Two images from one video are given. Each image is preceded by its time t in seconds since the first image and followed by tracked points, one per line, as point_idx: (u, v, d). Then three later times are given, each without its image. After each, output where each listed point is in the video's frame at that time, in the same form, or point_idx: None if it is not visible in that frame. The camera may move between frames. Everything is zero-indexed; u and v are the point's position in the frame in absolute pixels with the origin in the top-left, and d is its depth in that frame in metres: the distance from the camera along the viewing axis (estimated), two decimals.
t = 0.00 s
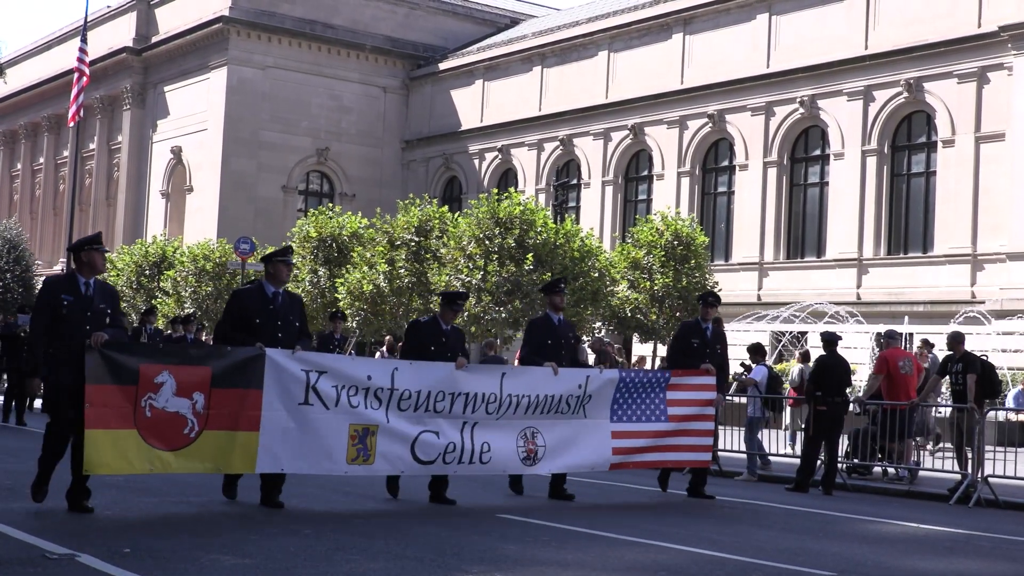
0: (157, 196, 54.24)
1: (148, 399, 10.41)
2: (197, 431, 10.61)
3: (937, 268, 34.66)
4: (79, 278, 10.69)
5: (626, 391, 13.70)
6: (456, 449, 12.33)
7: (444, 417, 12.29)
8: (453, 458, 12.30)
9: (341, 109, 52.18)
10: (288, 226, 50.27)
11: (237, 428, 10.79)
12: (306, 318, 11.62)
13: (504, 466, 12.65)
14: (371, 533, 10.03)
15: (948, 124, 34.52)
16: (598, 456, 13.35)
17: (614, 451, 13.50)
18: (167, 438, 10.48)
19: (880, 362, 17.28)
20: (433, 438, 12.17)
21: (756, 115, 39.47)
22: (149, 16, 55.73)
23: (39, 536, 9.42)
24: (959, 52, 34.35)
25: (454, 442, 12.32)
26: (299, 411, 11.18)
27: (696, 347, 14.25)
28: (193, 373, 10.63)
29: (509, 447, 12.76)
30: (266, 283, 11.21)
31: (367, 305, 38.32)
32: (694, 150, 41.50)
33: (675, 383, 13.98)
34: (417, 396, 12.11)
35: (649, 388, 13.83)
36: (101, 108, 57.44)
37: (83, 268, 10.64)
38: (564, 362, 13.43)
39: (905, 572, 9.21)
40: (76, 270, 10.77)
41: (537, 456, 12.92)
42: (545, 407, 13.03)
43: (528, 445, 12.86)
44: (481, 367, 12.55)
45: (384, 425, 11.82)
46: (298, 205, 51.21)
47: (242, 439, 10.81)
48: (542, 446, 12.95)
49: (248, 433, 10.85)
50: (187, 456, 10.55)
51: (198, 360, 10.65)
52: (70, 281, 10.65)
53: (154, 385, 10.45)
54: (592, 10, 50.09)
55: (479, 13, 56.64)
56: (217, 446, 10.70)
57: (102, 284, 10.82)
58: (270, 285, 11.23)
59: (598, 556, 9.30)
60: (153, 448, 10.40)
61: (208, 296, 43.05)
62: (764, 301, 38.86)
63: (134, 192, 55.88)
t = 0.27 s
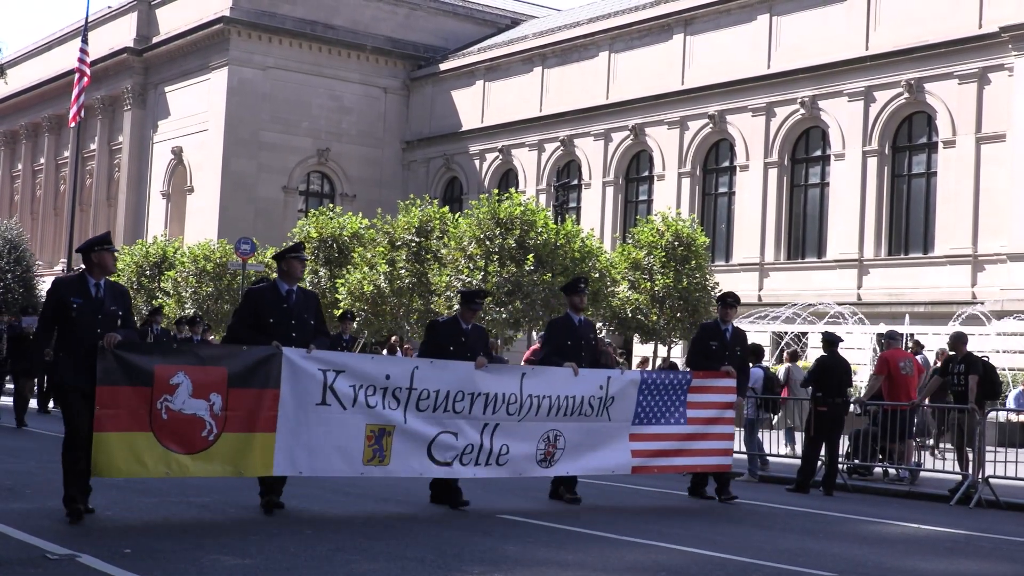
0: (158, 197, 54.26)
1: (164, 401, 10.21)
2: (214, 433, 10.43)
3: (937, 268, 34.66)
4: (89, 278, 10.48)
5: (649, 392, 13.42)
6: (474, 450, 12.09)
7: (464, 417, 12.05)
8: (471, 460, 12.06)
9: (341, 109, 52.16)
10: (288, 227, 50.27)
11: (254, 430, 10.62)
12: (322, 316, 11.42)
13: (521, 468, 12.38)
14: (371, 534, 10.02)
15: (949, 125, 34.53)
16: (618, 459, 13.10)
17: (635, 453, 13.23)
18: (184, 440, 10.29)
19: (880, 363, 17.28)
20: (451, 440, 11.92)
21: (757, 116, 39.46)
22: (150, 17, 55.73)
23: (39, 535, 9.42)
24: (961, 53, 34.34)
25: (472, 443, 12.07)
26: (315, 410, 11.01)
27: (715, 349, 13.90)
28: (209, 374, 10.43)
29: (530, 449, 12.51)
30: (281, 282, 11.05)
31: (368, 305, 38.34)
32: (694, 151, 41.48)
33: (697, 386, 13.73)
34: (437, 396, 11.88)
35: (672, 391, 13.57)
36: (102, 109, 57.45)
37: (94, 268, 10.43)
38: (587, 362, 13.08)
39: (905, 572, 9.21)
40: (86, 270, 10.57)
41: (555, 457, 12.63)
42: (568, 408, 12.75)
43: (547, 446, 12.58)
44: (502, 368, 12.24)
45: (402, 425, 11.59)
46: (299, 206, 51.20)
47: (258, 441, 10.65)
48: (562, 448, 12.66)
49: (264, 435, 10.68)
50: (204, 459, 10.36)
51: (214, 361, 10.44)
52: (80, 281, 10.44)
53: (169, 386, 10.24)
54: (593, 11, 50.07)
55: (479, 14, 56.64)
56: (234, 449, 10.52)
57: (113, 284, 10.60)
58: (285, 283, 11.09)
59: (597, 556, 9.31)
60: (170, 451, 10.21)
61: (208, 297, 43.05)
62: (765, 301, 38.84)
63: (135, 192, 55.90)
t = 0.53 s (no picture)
0: (158, 197, 54.28)
1: (178, 403, 10.05)
2: (230, 437, 10.27)
3: (937, 269, 34.66)
4: (92, 276, 10.20)
5: (669, 396, 13.33)
6: (496, 455, 11.96)
7: (484, 421, 11.91)
8: (492, 465, 11.93)
9: (341, 109, 52.16)
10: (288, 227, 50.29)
11: (271, 434, 10.46)
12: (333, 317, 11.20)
13: (544, 473, 12.25)
14: (371, 535, 10.04)
15: (949, 126, 34.54)
16: (639, 463, 13.04)
17: (657, 455, 13.18)
18: (198, 443, 10.12)
19: (880, 364, 17.28)
20: (472, 445, 11.78)
21: (757, 117, 39.45)
22: (150, 17, 55.73)
23: (39, 535, 9.45)
24: (962, 54, 34.32)
25: (493, 448, 11.93)
26: (335, 415, 10.86)
27: (734, 349, 13.67)
28: (224, 376, 10.25)
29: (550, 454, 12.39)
30: (294, 282, 10.83)
31: (368, 306, 38.40)
32: (695, 152, 41.48)
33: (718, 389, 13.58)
34: (457, 401, 11.74)
35: (692, 393, 13.45)
36: (102, 109, 57.46)
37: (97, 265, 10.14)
38: (606, 365, 12.96)
39: (904, 572, 9.24)
40: (87, 267, 10.25)
41: (578, 462, 12.56)
42: (588, 412, 12.67)
43: (570, 451, 12.51)
44: (524, 371, 12.14)
45: (423, 430, 11.45)
46: (299, 206, 51.21)
47: (276, 446, 10.47)
48: (585, 452, 12.60)
49: (282, 440, 10.52)
50: (219, 463, 10.19)
51: (230, 363, 10.28)
52: (83, 279, 10.17)
53: (184, 388, 10.08)
54: (593, 12, 50.08)
55: (480, 14, 56.64)
56: (250, 453, 10.36)
57: (117, 280, 10.37)
58: (296, 284, 10.85)
59: (597, 557, 9.33)
60: (183, 454, 10.05)
61: (209, 297, 43.08)
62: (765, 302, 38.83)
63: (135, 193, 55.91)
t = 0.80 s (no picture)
0: (159, 198, 54.27)
1: (194, 403, 9.74)
2: (247, 437, 9.97)
3: (938, 269, 34.65)
4: (100, 274, 9.90)
5: (696, 394, 12.96)
6: (519, 456, 11.63)
7: (506, 421, 11.57)
8: (517, 466, 11.59)
9: (342, 110, 52.14)
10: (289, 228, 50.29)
11: (289, 435, 10.16)
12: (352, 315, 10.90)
13: (568, 474, 11.92)
14: (372, 535, 10.02)
15: (949, 127, 34.54)
16: (664, 463, 12.67)
17: (681, 457, 12.82)
18: (215, 444, 9.81)
19: (880, 365, 17.28)
20: (494, 445, 11.45)
21: (758, 117, 39.44)
22: (151, 17, 55.72)
23: (39, 536, 9.45)
24: (962, 54, 34.32)
25: (515, 449, 11.60)
26: (354, 414, 10.57)
27: (756, 349, 13.31)
28: (240, 375, 9.96)
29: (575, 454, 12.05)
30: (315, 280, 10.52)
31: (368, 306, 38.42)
32: (695, 152, 41.47)
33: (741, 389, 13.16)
34: (478, 399, 11.42)
35: (715, 394, 13.05)
36: (103, 110, 57.46)
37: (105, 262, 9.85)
38: (630, 363, 12.54)
39: (903, 572, 9.24)
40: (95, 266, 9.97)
41: (602, 463, 12.20)
42: (613, 410, 12.32)
43: (594, 451, 12.15)
44: (546, 368, 11.82)
45: (443, 430, 11.13)
46: (299, 207, 51.21)
47: (294, 447, 10.19)
48: (609, 454, 12.24)
49: (300, 441, 10.23)
50: (236, 464, 9.88)
51: (246, 362, 9.98)
52: (91, 278, 9.84)
53: (199, 388, 9.77)
54: (593, 13, 50.09)
55: (480, 15, 56.65)
56: (268, 454, 10.05)
57: (125, 278, 10.07)
58: (315, 281, 10.54)
59: (599, 557, 9.32)
60: (199, 456, 9.72)
61: (209, 298, 43.14)
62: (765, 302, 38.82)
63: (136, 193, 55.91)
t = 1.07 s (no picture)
0: (160, 198, 54.28)
1: (213, 410, 9.54)
2: (266, 445, 9.75)
3: (939, 269, 34.64)
4: (123, 277, 9.78)
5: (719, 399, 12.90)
6: (544, 463, 11.50)
7: (529, 427, 11.44)
8: (543, 473, 11.46)
9: (342, 110, 52.16)
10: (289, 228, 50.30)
11: (310, 442, 9.96)
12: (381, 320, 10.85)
13: (594, 481, 11.82)
14: (371, 536, 10.04)
15: (950, 126, 34.53)
16: (691, 470, 12.52)
17: (710, 463, 12.70)
18: (235, 452, 9.60)
19: (881, 365, 17.32)
20: (518, 452, 11.32)
21: (758, 117, 39.42)
22: (151, 17, 55.74)
23: (39, 536, 9.47)
24: (962, 53, 34.31)
25: (539, 455, 11.46)
26: (377, 421, 10.41)
27: (784, 350, 13.41)
28: (261, 382, 9.79)
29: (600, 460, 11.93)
30: (340, 280, 10.52)
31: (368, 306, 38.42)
32: (695, 152, 41.47)
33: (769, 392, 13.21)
34: (500, 406, 11.29)
35: (743, 397, 13.05)
36: (103, 110, 57.48)
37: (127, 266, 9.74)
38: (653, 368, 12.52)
39: (902, 572, 9.26)
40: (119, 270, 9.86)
41: (631, 470, 12.11)
42: (637, 417, 12.21)
43: (622, 458, 12.05)
44: (570, 374, 11.75)
45: (467, 436, 10.99)
46: (300, 207, 51.21)
47: (315, 453, 9.99)
48: (638, 460, 12.13)
49: (322, 448, 10.03)
50: (257, 472, 9.67)
51: (267, 368, 9.82)
52: (114, 281, 9.75)
53: (219, 395, 9.59)
54: (594, 13, 50.08)
55: (481, 15, 56.68)
56: (289, 462, 9.87)
57: (148, 283, 9.94)
58: (343, 284, 10.54)
59: (599, 557, 9.34)
60: (218, 464, 9.51)
61: (210, 297, 43.21)
62: (766, 302, 38.81)
63: (136, 193, 55.93)
